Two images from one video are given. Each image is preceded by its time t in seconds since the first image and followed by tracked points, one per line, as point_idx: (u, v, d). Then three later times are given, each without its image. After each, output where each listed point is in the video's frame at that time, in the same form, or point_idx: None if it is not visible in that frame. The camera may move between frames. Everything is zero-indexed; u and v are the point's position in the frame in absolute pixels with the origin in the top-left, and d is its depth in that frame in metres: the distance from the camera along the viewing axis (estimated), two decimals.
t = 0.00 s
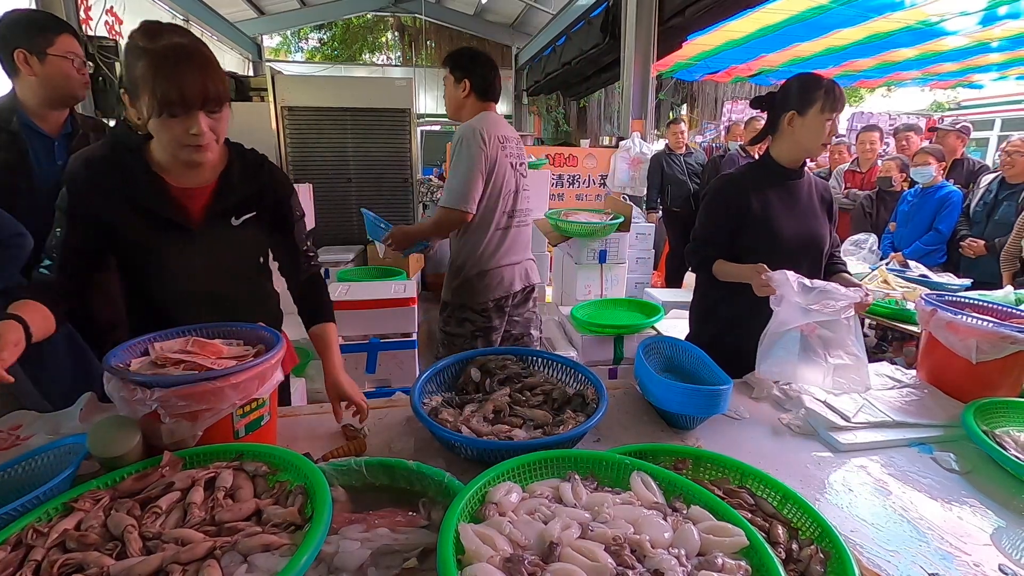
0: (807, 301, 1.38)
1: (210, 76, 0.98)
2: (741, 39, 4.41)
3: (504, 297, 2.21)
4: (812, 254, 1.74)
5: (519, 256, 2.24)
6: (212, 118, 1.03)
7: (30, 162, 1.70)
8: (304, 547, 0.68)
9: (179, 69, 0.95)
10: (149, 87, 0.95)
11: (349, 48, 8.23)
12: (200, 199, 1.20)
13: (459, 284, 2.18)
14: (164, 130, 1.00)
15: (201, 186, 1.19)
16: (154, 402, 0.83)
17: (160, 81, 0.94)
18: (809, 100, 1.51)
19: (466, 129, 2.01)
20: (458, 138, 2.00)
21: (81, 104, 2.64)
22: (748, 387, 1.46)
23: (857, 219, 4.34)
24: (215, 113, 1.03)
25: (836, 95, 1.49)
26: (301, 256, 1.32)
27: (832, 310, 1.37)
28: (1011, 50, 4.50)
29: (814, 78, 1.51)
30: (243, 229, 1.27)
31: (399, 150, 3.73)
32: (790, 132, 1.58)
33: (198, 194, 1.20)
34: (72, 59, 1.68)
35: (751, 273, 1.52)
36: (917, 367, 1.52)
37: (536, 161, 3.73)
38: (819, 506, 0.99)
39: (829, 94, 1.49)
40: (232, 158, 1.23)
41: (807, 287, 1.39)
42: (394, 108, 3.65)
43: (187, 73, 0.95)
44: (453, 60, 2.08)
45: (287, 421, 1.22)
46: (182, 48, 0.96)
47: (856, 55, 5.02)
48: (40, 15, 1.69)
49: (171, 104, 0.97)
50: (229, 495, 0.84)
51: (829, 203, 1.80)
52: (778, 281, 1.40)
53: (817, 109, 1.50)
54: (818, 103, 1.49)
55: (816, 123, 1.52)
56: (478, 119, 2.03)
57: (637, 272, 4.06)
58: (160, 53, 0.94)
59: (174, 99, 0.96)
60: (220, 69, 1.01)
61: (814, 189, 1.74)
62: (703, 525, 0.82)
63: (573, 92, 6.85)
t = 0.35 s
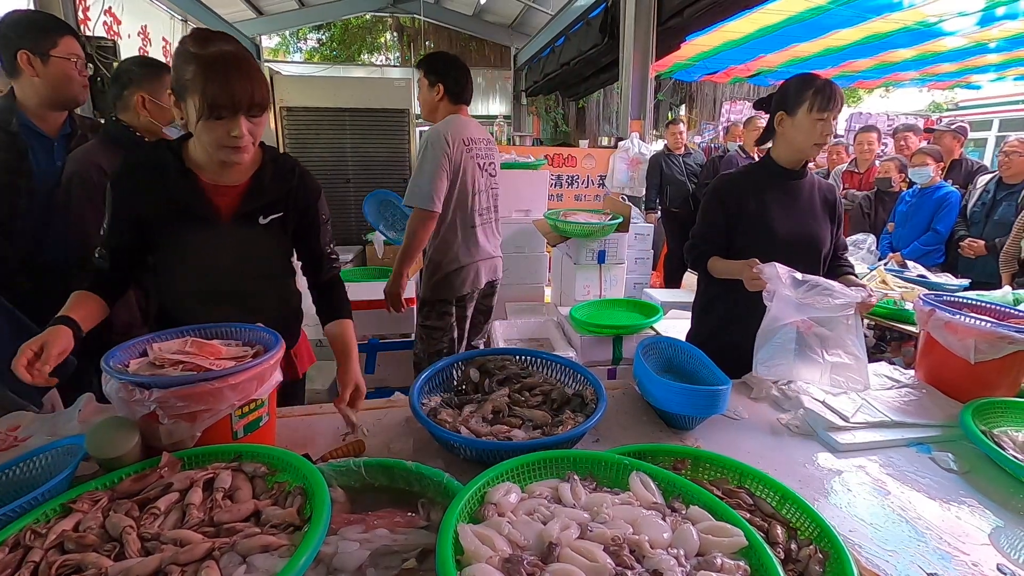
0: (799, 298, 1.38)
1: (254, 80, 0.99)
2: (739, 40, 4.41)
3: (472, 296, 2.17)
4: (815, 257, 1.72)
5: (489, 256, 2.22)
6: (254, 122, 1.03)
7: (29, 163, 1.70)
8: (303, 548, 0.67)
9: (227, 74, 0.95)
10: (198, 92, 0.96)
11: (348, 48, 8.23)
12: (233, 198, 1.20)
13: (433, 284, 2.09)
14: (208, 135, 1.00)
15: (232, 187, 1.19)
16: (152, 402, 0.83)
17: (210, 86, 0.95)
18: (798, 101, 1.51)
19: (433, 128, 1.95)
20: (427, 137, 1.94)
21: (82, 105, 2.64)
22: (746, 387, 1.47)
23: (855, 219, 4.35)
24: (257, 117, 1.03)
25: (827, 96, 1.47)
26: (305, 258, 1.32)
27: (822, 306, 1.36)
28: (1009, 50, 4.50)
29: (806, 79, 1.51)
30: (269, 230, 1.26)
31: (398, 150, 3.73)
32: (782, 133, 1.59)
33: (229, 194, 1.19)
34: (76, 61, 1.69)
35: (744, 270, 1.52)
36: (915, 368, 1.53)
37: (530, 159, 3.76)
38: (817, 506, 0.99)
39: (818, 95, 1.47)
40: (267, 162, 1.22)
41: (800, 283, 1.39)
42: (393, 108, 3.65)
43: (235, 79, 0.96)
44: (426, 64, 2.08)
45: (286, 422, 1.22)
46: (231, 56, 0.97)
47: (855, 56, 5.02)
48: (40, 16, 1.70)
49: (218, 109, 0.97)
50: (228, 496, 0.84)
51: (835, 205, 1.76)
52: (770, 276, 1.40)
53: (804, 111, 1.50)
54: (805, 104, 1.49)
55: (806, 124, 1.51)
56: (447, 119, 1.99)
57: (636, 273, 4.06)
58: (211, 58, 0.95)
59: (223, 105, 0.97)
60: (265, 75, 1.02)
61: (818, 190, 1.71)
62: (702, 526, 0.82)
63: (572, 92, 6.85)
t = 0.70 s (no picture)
0: (803, 308, 1.34)
1: (206, 86, 0.97)
2: (735, 42, 4.43)
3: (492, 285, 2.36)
4: (819, 261, 1.68)
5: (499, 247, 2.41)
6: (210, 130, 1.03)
7: (25, 164, 1.70)
8: (300, 550, 0.67)
9: (176, 80, 0.95)
10: (151, 93, 0.97)
11: (345, 51, 8.23)
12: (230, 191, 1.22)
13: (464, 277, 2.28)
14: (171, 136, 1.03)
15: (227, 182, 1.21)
16: (149, 405, 0.83)
17: (158, 89, 0.95)
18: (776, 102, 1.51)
19: (474, 131, 2.08)
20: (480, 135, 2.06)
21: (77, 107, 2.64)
22: (743, 388, 1.47)
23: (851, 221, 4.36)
24: (213, 124, 1.02)
25: (793, 96, 1.45)
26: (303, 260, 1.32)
27: (827, 316, 1.32)
28: (1004, 54, 4.52)
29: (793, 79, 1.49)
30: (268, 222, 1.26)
31: (395, 153, 3.73)
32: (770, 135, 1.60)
33: (219, 192, 1.21)
34: (71, 63, 1.69)
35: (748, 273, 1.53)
36: (911, 369, 1.53)
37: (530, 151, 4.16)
38: (815, 507, 0.99)
39: (786, 97, 1.46)
40: (263, 155, 1.24)
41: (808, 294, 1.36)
42: (390, 111, 3.65)
43: (182, 86, 0.95)
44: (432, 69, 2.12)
45: (283, 424, 1.22)
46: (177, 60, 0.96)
47: (850, 58, 5.04)
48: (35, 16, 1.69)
49: (170, 112, 0.98)
50: (225, 499, 0.83)
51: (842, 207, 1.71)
52: (777, 286, 1.39)
53: (776, 114, 1.51)
54: (777, 106, 1.49)
55: (778, 125, 1.52)
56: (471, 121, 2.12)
57: (633, 275, 4.06)
58: (154, 62, 0.96)
59: (171, 109, 0.97)
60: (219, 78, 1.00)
61: (822, 195, 1.68)
62: (699, 528, 0.82)
63: (570, 95, 6.86)
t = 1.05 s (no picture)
0: (799, 315, 1.36)
1: (131, 90, 0.96)
2: (734, 44, 4.44)
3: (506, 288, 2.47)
4: (816, 263, 1.68)
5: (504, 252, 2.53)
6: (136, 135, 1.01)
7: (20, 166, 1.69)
8: (299, 552, 0.67)
9: (98, 82, 0.93)
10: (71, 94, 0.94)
11: (344, 52, 8.24)
12: (164, 199, 1.21)
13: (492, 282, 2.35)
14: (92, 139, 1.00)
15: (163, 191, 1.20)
16: (147, 407, 0.82)
17: (77, 91, 0.93)
18: (787, 105, 1.50)
19: (515, 139, 2.21)
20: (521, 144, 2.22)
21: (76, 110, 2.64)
22: (741, 389, 1.47)
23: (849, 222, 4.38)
24: (137, 129, 1.00)
25: (810, 98, 1.44)
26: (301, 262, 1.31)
27: (824, 328, 1.33)
28: (1000, 55, 4.54)
29: (801, 80, 1.48)
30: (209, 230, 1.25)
31: (393, 155, 3.73)
32: (775, 138, 1.59)
33: (152, 202, 1.20)
34: (52, 63, 1.60)
35: (744, 275, 1.53)
36: (909, 370, 1.53)
37: (531, 147, 4.67)
38: (813, 508, 0.99)
39: (803, 99, 1.45)
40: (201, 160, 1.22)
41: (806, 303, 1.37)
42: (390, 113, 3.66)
43: (107, 88, 0.93)
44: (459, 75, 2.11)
45: (282, 426, 1.22)
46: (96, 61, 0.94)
47: (848, 60, 5.06)
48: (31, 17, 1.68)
49: (91, 114, 0.95)
50: (223, 501, 0.83)
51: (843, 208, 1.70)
52: (774, 291, 1.39)
53: (790, 116, 1.49)
54: (790, 107, 1.48)
55: (793, 127, 1.50)
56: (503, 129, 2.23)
57: (632, 276, 4.07)
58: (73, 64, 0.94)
59: (94, 111, 0.95)
60: (145, 84, 0.99)
61: (821, 196, 1.67)
62: (697, 528, 0.82)
63: (568, 96, 6.87)
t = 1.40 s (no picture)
0: (805, 324, 1.39)
1: (79, 84, 0.95)
2: (733, 44, 4.43)
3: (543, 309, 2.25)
4: (819, 265, 1.67)
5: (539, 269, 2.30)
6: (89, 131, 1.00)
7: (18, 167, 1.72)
8: (298, 553, 0.67)
9: (43, 77, 0.91)
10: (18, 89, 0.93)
11: (343, 52, 8.25)
12: (123, 200, 1.21)
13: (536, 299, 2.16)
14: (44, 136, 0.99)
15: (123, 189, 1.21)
16: (146, 407, 0.82)
17: (24, 87, 0.92)
18: (808, 109, 1.49)
19: (570, 149, 2.11)
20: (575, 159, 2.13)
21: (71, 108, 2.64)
22: (741, 389, 1.47)
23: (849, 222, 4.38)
24: (88, 125, 0.99)
25: (835, 102, 1.42)
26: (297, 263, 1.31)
27: (822, 340, 1.38)
28: (1000, 56, 4.54)
29: (823, 84, 1.47)
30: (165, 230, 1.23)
31: (393, 155, 3.73)
32: (795, 143, 1.58)
33: (109, 202, 1.20)
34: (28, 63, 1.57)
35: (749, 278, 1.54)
36: (909, 370, 1.53)
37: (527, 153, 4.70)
38: (813, 508, 0.99)
39: (826, 102, 1.43)
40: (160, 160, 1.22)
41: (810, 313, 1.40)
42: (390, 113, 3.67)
43: (55, 84, 0.92)
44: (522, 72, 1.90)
45: (281, 426, 1.22)
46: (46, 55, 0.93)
47: (848, 60, 5.05)
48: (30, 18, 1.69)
49: (36, 110, 0.94)
50: (222, 502, 0.83)
51: (863, 213, 1.62)
52: (786, 298, 1.42)
53: (812, 120, 1.47)
54: (812, 111, 1.46)
55: (813, 132, 1.48)
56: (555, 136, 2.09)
57: (632, 276, 4.07)
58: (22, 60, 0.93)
59: (39, 107, 0.93)
60: (93, 80, 0.97)
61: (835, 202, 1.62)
62: (698, 529, 0.82)
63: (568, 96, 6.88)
